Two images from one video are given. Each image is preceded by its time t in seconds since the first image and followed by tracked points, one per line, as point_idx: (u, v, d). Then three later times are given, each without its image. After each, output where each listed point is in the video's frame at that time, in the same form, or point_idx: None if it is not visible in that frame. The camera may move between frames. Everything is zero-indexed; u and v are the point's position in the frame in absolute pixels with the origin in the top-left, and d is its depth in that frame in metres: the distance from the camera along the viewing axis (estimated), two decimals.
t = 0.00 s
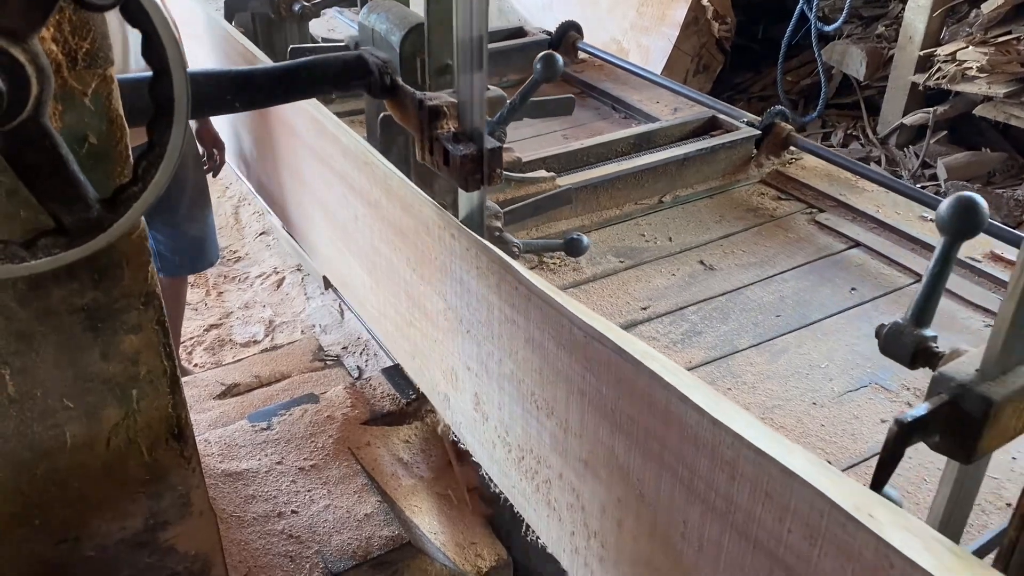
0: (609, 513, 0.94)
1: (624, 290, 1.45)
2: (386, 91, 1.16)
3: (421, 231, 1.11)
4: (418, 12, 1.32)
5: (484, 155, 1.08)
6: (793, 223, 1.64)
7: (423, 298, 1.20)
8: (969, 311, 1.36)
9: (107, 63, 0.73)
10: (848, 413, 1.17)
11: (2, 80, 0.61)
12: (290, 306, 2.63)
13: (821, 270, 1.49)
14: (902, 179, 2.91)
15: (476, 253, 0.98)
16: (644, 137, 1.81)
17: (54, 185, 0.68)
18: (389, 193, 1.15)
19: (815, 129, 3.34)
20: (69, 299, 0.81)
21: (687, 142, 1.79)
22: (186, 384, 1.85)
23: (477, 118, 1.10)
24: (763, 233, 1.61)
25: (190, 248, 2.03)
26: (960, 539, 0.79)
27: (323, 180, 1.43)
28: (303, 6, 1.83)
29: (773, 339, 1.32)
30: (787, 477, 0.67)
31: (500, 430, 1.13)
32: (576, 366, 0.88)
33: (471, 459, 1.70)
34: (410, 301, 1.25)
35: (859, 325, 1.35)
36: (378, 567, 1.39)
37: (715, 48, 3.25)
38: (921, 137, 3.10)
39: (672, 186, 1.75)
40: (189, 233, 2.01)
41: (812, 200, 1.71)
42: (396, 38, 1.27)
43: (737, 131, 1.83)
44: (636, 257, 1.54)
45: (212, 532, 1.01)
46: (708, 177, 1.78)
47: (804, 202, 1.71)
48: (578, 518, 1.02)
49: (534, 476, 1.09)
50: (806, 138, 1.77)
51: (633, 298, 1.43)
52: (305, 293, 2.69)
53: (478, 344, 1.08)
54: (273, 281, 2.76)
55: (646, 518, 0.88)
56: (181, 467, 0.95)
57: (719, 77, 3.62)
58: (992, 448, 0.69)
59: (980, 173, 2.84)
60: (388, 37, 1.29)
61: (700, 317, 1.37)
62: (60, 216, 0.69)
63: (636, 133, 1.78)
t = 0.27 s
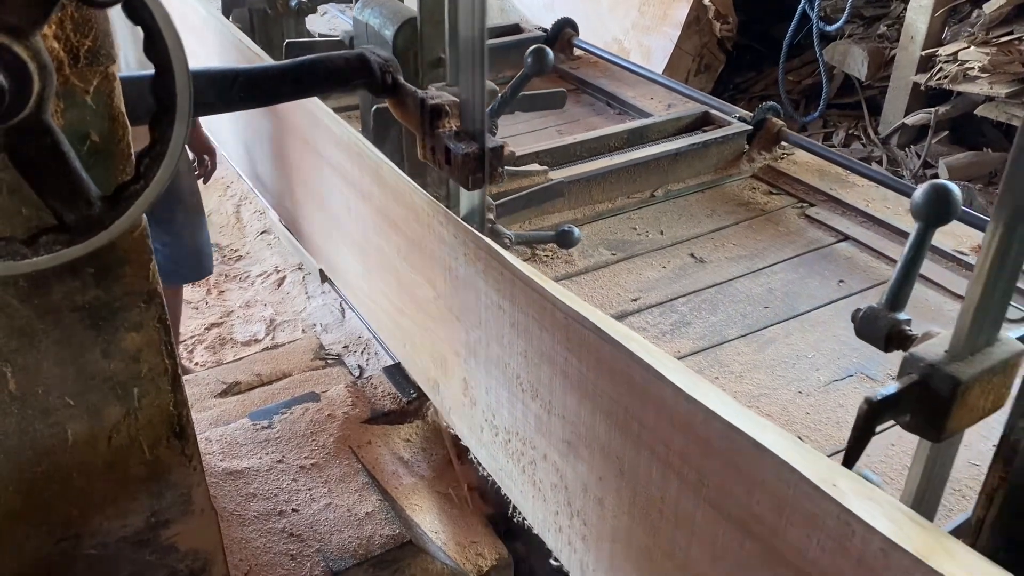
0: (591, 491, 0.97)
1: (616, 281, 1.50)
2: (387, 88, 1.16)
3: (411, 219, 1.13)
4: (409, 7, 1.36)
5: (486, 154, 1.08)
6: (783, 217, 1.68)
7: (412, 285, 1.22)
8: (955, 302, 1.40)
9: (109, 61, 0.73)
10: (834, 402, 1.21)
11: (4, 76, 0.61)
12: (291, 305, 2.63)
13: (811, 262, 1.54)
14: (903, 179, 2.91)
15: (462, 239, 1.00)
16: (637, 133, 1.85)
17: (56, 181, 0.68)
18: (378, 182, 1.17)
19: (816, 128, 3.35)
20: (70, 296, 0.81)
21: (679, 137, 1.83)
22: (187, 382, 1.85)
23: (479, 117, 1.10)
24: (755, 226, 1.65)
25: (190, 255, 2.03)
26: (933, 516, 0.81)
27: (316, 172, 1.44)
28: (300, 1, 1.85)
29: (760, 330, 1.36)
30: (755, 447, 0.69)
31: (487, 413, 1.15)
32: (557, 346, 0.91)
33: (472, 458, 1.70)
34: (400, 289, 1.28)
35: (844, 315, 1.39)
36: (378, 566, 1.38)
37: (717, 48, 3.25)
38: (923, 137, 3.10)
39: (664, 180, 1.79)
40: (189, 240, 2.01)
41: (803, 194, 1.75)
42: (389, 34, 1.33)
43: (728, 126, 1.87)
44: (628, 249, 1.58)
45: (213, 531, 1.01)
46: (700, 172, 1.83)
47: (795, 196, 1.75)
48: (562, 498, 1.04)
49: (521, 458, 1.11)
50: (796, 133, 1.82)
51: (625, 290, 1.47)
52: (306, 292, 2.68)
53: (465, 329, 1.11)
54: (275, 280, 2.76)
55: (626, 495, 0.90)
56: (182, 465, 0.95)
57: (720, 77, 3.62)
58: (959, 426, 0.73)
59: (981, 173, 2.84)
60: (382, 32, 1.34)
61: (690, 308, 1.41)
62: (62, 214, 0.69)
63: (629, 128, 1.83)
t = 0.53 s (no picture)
0: (574, 471, 1.01)
1: (607, 273, 1.53)
2: (389, 89, 1.16)
3: (403, 210, 1.16)
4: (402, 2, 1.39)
5: (487, 154, 1.08)
6: (773, 211, 1.71)
7: (404, 275, 1.26)
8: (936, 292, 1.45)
9: (111, 60, 0.73)
10: (818, 390, 1.23)
11: (8, 74, 0.61)
12: (292, 304, 2.63)
13: (799, 255, 1.57)
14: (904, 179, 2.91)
15: (451, 228, 1.04)
16: (628, 128, 1.89)
17: (58, 180, 0.68)
18: (372, 175, 1.21)
19: (817, 129, 3.35)
20: (72, 295, 0.81)
21: (670, 132, 1.87)
22: (188, 381, 1.85)
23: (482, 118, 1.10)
24: (745, 221, 1.68)
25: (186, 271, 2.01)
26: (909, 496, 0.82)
27: (313, 165, 1.48)
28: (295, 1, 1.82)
29: (748, 321, 1.39)
30: (723, 420, 0.73)
31: (474, 398, 1.19)
32: (542, 330, 0.95)
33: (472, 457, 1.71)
34: (392, 279, 1.31)
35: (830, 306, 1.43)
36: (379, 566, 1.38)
37: (718, 48, 3.26)
38: (923, 138, 3.09)
39: (656, 175, 1.82)
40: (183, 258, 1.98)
41: (793, 188, 1.78)
42: (382, 29, 1.34)
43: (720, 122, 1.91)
44: (619, 242, 1.61)
45: (214, 529, 1.01)
46: (691, 167, 1.86)
47: (784, 190, 1.79)
48: (546, 479, 1.09)
49: (505, 442, 1.16)
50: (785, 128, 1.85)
51: (615, 281, 1.50)
52: (307, 291, 2.68)
53: (454, 316, 1.15)
54: (275, 280, 2.76)
55: (606, 473, 0.95)
56: (183, 464, 0.95)
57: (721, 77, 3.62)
58: (928, 405, 0.74)
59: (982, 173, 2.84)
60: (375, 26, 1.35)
61: (679, 300, 1.44)
62: (64, 212, 0.69)
63: (620, 124, 1.87)
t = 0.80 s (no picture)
0: (555, 450, 1.06)
1: (596, 265, 1.56)
2: (390, 89, 1.16)
3: (393, 201, 1.20)
4: None
5: (487, 153, 1.08)
6: (762, 204, 1.75)
7: (394, 264, 1.30)
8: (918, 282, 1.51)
9: (112, 59, 0.73)
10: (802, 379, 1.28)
11: (10, 72, 0.61)
12: (293, 304, 2.63)
13: (787, 247, 1.60)
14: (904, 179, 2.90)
15: (439, 216, 1.08)
16: (621, 123, 1.92)
17: (60, 179, 0.68)
18: (364, 166, 1.25)
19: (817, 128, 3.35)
20: (74, 294, 0.81)
21: (662, 127, 1.90)
22: (189, 381, 1.85)
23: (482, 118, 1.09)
24: (735, 214, 1.72)
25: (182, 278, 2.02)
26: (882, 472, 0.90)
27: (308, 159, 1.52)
28: None
29: (734, 313, 1.42)
30: (695, 396, 0.77)
31: (462, 381, 1.24)
32: (526, 314, 0.99)
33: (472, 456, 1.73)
34: (382, 268, 1.36)
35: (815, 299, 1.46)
36: (379, 565, 1.39)
37: (719, 48, 3.26)
38: (923, 138, 3.09)
39: (647, 169, 1.86)
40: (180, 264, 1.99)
41: (783, 182, 1.81)
42: (374, 23, 1.43)
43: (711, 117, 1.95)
44: (609, 235, 1.65)
45: (215, 529, 1.01)
46: (682, 161, 1.89)
47: (775, 184, 1.82)
48: (530, 460, 1.14)
49: (490, 424, 1.21)
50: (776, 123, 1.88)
51: (604, 274, 1.54)
52: (307, 291, 2.69)
53: (442, 302, 1.19)
54: (276, 279, 2.76)
55: (586, 451, 0.99)
56: (183, 463, 0.95)
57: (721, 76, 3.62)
58: (895, 385, 0.80)
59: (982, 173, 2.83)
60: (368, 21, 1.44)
61: (667, 292, 1.48)
62: (66, 211, 0.69)
63: (612, 118, 1.90)
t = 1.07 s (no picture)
0: (540, 433, 1.08)
1: (592, 260, 1.73)
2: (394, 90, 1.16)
3: (382, 191, 1.23)
4: None
5: (489, 154, 1.08)
6: (750, 199, 1.95)
7: (385, 255, 1.33)
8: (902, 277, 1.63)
9: (115, 60, 0.73)
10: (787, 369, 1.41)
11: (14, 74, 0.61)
12: (294, 304, 2.64)
13: (773, 242, 1.77)
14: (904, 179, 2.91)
15: (426, 205, 1.11)
16: (613, 120, 2.12)
17: (64, 180, 0.68)
18: (354, 159, 1.28)
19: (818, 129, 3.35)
20: (77, 294, 0.81)
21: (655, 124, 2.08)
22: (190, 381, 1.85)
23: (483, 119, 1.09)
24: (724, 211, 1.90)
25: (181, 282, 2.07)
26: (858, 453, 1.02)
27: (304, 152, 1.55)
28: None
29: (722, 305, 1.58)
30: (668, 374, 0.80)
31: (451, 368, 1.27)
32: (510, 299, 1.01)
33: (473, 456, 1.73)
34: (373, 258, 1.39)
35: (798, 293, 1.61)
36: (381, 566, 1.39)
37: (720, 49, 3.27)
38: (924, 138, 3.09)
39: (640, 165, 2.05)
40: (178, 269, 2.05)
41: (773, 179, 2.02)
42: (368, 19, 1.52)
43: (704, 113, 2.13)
44: (602, 229, 1.83)
45: (218, 529, 1.01)
46: (674, 157, 2.09)
47: (765, 180, 2.02)
48: (516, 444, 1.16)
49: (479, 408, 1.23)
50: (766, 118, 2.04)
51: (597, 267, 1.70)
52: (308, 291, 2.69)
53: (430, 291, 1.22)
54: (277, 279, 2.76)
55: (569, 431, 1.02)
56: (187, 463, 0.95)
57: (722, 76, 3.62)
58: (868, 365, 0.90)
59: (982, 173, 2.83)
60: (364, 18, 1.53)
61: (657, 285, 1.65)
62: (70, 212, 0.70)
63: (605, 115, 2.09)
